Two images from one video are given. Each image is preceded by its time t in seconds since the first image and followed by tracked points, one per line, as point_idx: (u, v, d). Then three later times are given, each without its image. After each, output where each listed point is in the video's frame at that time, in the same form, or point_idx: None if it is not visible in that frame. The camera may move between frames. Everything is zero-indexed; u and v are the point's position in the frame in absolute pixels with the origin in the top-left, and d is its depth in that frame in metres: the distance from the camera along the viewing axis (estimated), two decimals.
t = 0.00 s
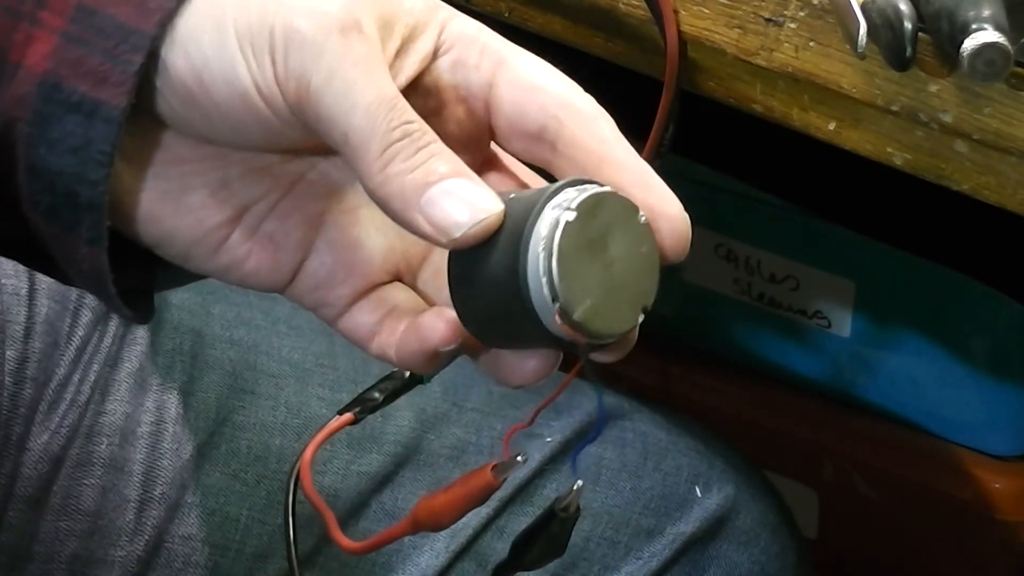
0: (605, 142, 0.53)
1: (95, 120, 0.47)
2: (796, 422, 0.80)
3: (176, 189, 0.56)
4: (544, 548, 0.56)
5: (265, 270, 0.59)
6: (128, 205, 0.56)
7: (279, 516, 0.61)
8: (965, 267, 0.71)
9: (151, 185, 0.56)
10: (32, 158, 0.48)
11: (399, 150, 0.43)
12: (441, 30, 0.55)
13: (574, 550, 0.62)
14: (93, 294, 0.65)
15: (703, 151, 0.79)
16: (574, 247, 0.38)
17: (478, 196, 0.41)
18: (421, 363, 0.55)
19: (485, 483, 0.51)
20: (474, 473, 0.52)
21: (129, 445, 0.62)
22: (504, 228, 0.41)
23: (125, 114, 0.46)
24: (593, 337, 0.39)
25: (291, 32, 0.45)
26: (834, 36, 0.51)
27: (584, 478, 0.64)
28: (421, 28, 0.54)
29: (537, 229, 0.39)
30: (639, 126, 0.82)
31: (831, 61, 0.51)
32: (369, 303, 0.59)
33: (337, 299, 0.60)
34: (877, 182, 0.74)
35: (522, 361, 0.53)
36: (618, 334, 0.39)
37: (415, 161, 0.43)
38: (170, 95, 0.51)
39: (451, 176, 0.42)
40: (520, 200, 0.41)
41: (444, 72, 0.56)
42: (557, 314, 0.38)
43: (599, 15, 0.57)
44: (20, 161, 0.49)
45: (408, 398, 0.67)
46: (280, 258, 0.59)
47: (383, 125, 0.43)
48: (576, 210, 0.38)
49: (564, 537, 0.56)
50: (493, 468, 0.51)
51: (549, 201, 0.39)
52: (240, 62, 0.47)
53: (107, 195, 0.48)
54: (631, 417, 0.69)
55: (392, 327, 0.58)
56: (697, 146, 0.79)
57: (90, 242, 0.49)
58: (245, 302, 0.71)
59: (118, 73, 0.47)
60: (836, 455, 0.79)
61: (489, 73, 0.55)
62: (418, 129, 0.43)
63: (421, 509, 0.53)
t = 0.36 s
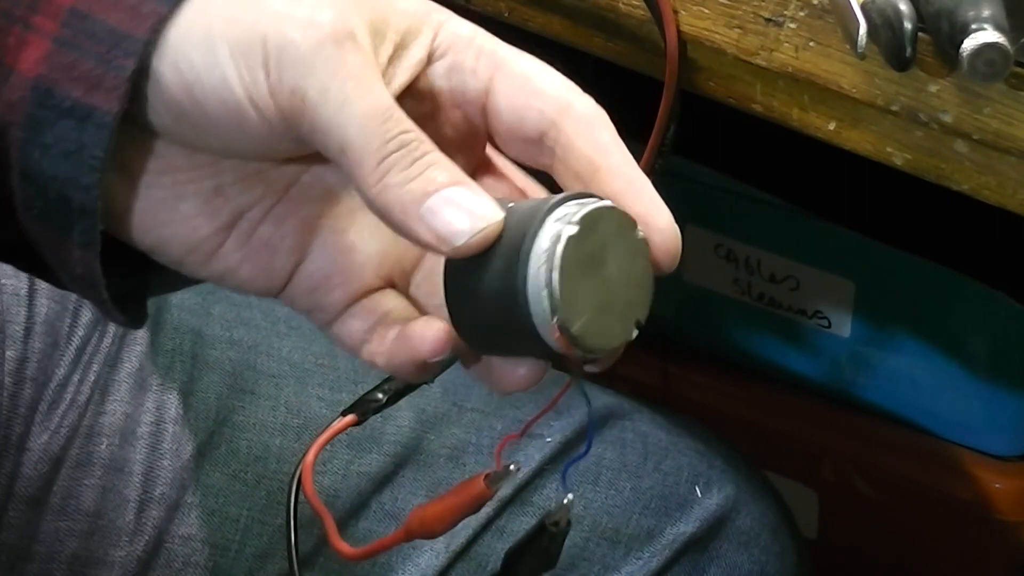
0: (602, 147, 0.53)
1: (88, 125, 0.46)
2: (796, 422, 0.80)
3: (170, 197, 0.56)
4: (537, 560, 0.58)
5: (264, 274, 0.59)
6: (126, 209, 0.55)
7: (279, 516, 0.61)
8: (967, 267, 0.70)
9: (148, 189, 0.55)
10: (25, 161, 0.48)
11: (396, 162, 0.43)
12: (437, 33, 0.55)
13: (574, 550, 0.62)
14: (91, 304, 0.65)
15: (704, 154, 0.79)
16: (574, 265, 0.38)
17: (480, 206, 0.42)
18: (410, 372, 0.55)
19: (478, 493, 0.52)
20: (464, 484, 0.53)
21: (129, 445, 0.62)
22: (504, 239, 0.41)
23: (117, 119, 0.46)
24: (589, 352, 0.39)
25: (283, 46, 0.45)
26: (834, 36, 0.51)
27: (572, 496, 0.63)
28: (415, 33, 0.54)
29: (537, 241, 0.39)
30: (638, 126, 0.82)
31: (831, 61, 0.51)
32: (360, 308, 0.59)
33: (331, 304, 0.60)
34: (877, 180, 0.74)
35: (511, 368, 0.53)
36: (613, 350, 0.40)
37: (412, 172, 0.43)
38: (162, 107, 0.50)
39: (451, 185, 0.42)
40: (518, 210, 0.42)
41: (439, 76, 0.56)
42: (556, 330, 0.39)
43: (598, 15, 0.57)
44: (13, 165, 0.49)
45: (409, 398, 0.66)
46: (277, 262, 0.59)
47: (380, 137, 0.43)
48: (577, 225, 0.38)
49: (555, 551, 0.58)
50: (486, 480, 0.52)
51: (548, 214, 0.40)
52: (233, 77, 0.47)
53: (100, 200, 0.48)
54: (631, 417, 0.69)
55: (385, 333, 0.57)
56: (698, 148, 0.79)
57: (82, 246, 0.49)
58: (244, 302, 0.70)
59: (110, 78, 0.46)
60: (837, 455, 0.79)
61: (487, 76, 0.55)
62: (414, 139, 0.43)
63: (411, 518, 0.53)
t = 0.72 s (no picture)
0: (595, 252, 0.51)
1: (95, 118, 0.47)
2: (796, 421, 0.80)
3: (165, 190, 0.55)
4: (554, 552, 0.57)
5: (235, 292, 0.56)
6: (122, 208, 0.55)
7: (279, 516, 0.61)
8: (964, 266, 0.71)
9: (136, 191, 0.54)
10: (27, 152, 0.48)
11: (456, 135, 0.47)
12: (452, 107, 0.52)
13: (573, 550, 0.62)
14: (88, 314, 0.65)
15: (704, 154, 0.80)
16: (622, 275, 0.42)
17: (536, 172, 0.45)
18: (362, 376, 0.47)
19: (498, 481, 0.47)
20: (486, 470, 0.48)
21: (129, 445, 0.62)
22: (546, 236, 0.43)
23: (127, 112, 0.47)
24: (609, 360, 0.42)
25: (351, 37, 0.50)
26: (834, 36, 0.51)
27: (595, 485, 0.64)
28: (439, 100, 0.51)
29: (591, 250, 0.42)
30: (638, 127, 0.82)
31: (831, 61, 0.51)
32: (316, 335, 0.55)
33: (286, 329, 0.56)
34: (877, 180, 0.73)
35: (476, 366, 0.45)
36: (618, 365, 0.43)
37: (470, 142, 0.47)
38: (201, 78, 0.53)
39: (500, 157, 0.47)
40: (554, 233, 0.43)
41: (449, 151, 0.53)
42: (598, 332, 0.41)
43: (600, 12, 0.57)
44: (15, 157, 0.49)
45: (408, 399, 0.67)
46: (258, 276, 0.56)
47: (444, 115, 0.47)
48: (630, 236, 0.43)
49: (578, 539, 0.56)
50: (506, 466, 0.47)
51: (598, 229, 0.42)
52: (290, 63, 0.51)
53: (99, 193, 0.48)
54: (631, 417, 0.69)
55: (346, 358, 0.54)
56: (698, 148, 0.80)
57: (76, 242, 0.49)
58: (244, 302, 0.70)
59: (124, 72, 0.47)
60: (838, 455, 0.79)
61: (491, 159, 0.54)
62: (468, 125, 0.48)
63: (431, 507, 0.49)
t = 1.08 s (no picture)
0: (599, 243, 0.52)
1: (101, 127, 0.48)
2: (795, 421, 0.80)
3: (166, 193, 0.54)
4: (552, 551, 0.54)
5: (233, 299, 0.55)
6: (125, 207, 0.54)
7: (279, 515, 0.61)
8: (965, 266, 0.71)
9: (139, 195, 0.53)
10: (32, 160, 0.49)
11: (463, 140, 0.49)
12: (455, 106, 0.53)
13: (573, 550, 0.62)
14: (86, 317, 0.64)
15: (703, 153, 0.79)
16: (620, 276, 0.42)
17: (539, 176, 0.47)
18: (366, 375, 0.47)
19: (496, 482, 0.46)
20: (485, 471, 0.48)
21: (129, 445, 0.62)
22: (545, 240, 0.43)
23: (133, 122, 0.48)
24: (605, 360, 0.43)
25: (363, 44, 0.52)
26: (834, 36, 0.51)
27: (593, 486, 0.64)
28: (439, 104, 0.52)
29: (588, 250, 0.42)
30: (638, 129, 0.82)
31: (831, 61, 0.51)
32: (316, 343, 0.54)
33: (286, 336, 0.55)
34: (877, 180, 0.74)
35: (477, 366, 0.45)
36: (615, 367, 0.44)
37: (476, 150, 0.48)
38: (210, 78, 0.54)
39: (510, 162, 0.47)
40: (552, 233, 0.44)
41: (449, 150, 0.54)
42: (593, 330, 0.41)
43: (600, 13, 0.56)
44: (18, 163, 0.49)
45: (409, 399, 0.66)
46: (258, 283, 0.55)
47: (450, 120, 0.49)
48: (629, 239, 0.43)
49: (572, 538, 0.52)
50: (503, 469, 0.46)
51: (596, 232, 0.43)
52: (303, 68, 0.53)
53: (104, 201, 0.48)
54: (631, 417, 0.70)
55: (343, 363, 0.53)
56: (698, 148, 0.80)
57: (80, 251, 0.49)
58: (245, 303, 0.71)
59: (130, 81, 0.48)
60: (837, 455, 0.79)
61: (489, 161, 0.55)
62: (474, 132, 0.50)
63: (430, 508, 0.48)
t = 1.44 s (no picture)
0: (599, 151, 0.54)
1: (86, 137, 0.46)
2: (795, 421, 0.80)
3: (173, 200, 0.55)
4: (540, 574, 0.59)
5: (271, 269, 0.61)
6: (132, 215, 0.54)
7: (279, 515, 0.61)
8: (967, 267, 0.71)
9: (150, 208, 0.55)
10: (26, 175, 0.47)
11: (398, 177, 0.43)
12: (433, 25, 0.55)
13: (574, 550, 0.62)
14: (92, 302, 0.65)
15: (703, 153, 0.79)
16: (587, 265, 0.39)
17: (481, 215, 0.41)
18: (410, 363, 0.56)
19: (478, 511, 0.49)
20: (466, 498, 0.50)
21: (129, 445, 0.62)
22: (510, 249, 0.41)
23: (114, 130, 0.45)
24: (570, 354, 0.39)
25: (284, 59, 0.44)
26: (834, 36, 0.51)
27: (576, 511, 0.63)
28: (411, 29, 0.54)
29: (555, 239, 0.40)
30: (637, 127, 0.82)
31: (831, 61, 0.51)
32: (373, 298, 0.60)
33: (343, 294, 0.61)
34: (878, 180, 0.73)
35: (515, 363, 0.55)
36: (588, 364, 0.40)
37: (413, 189, 0.43)
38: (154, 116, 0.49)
39: (457, 196, 0.42)
40: (528, 220, 0.41)
41: (436, 72, 0.57)
42: (555, 342, 0.39)
43: (599, 14, 0.57)
44: (13, 177, 0.48)
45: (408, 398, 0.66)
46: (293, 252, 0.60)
47: (382, 151, 0.43)
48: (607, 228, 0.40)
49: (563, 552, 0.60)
50: (486, 497, 0.49)
51: (573, 220, 0.40)
52: (226, 91, 0.47)
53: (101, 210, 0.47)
54: (631, 417, 0.69)
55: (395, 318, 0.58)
56: (698, 148, 0.79)
57: (84, 254, 0.49)
58: (245, 302, 0.71)
59: (106, 88, 0.45)
60: (837, 455, 0.79)
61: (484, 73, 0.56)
62: (415, 152, 0.43)
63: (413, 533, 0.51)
